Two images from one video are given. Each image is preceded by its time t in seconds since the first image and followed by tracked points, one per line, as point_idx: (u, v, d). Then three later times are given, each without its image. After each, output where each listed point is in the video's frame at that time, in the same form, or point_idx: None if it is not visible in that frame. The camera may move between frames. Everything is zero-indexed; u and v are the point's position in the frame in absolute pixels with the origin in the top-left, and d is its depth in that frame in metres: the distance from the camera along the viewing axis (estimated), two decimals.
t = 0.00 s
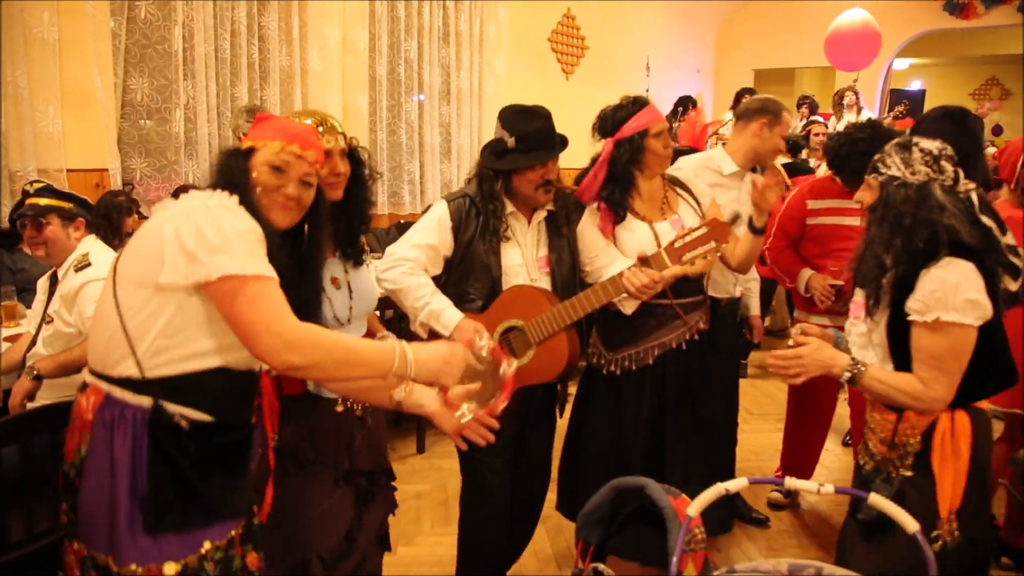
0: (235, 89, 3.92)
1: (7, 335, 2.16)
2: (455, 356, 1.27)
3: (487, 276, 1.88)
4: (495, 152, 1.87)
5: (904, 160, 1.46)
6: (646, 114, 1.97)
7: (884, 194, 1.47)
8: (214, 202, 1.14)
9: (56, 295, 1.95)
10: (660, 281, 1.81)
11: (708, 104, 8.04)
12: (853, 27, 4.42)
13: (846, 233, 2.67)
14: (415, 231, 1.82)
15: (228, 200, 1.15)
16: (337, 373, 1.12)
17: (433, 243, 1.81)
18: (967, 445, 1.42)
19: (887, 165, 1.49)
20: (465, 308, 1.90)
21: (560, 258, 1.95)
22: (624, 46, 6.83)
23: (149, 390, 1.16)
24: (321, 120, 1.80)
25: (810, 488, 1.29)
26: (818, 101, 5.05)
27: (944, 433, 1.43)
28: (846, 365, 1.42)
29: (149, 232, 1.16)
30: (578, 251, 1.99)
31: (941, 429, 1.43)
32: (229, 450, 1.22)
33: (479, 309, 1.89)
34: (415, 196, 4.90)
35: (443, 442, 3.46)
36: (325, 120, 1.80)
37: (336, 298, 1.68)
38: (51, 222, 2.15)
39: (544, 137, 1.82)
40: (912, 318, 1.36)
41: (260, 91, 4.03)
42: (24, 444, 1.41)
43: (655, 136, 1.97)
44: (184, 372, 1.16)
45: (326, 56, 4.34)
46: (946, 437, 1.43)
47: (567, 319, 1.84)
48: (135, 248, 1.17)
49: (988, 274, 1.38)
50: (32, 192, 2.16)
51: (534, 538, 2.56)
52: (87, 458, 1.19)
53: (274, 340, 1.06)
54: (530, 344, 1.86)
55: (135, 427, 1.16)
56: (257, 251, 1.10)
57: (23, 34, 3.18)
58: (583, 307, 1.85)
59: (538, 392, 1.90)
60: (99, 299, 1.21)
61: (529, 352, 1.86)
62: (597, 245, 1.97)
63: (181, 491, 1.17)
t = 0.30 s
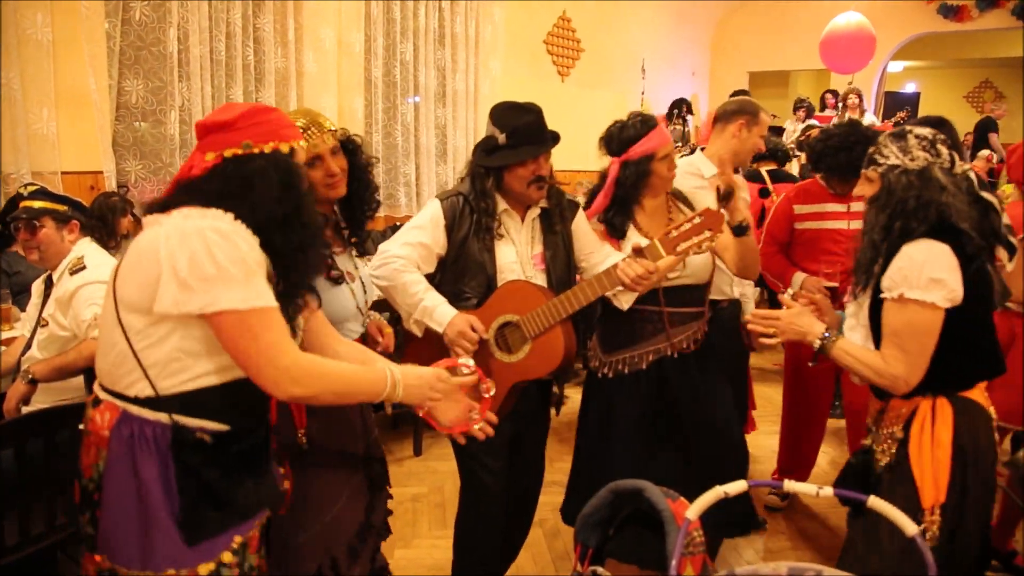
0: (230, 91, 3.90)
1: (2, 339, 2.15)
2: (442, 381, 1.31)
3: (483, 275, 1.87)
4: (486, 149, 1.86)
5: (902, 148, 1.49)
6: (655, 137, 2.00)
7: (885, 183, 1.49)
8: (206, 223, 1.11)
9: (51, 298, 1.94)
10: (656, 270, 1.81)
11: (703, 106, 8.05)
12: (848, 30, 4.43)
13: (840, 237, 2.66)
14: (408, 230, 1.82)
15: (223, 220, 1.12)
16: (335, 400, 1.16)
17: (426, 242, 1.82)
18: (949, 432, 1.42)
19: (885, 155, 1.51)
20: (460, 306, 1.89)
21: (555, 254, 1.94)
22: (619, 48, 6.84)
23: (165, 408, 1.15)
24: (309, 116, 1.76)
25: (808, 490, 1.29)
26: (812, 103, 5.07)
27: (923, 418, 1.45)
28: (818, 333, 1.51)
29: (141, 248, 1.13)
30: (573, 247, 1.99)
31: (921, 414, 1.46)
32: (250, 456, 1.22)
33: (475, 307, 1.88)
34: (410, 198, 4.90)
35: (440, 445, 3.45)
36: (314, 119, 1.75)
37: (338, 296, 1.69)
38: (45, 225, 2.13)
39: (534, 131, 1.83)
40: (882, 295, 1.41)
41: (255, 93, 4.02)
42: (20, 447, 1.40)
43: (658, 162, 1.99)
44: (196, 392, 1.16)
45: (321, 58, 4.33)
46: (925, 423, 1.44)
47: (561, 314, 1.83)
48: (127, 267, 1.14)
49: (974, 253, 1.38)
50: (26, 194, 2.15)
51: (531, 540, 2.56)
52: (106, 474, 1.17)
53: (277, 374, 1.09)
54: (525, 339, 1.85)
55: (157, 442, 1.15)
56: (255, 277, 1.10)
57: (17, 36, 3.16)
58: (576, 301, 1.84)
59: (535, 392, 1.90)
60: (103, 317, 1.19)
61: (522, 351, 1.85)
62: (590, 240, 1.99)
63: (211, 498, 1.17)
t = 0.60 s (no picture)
0: (229, 88, 3.89)
1: None
2: (450, 353, 1.31)
3: (487, 277, 1.86)
4: (490, 152, 1.85)
5: (912, 161, 1.47)
6: (693, 111, 1.99)
7: (900, 199, 1.46)
8: (203, 220, 1.10)
9: (49, 295, 1.93)
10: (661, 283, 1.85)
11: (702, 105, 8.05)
12: (847, 30, 4.43)
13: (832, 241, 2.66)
14: (411, 233, 1.80)
15: (220, 217, 1.12)
16: (333, 391, 1.15)
17: (431, 243, 1.79)
18: (949, 454, 1.38)
19: (896, 170, 1.48)
20: (463, 310, 1.87)
21: (559, 260, 1.94)
22: (618, 47, 6.84)
23: (162, 404, 1.14)
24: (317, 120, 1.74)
25: (811, 491, 1.29)
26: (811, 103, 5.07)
27: (924, 433, 1.42)
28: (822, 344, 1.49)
29: (139, 247, 1.12)
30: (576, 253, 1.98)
31: (922, 430, 1.42)
32: (249, 453, 1.21)
33: (479, 312, 1.86)
34: (409, 196, 4.89)
35: (438, 444, 3.44)
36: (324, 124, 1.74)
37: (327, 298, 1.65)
38: (43, 222, 2.12)
39: (539, 135, 1.81)
40: (889, 308, 1.39)
41: (254, 90, 4.01)
42: (18, 446, 1.39)
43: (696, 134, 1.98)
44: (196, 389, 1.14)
45: (320, 56, 4.32)
46: (925, 438, 1.41)
47: (568, 322, 1.85)
48: (125, 264, 1.14)
49: (981, 266, 1.36)
50: (25, 191, 2.13)
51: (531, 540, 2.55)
52: (106, 471, 1.16)
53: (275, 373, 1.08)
54: (531, 345, 1.86)
55: (154, 439, 1.15)
56: (250, 275, 1.08)
57: (15, 32, 3.15)
58: (584, 308, 1.85)
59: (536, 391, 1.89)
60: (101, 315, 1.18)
61: (530, 356, 1.86)
62: (592, 246, 1.99)
63: (210, 496, 1.16)
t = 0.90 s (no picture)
0: (225, 85, 3.87)
1: None
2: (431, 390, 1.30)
3: (490, 270, 1.85)
4: (492, 151, 1.85)
5: (920, 150, 1.45)
6: (726, 137, 1.91)
7: (909, 190, 1.44)
8: (201, 212, 1.09)
9: (45, 291, 1.91)
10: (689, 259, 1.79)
11: (697, 102, 8.05)
12: (843, 27, 4.44)
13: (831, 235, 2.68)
14: (415, 223, 1.79)
15: (219, 209, 1.11)
16: (322, 399, 1.14)
17: (434, 235, 1.79)
18: (960, 450, 1.38)
19: (903, 161, 1.46)
20: (466, 301, 1.87)
21: (561, 254, 1.94)
22: (615, 44, 6.83)
23: (158, 402, 1.13)
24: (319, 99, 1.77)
25: (813, 486, 1.28)
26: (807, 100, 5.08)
27: (933, 431, 1.41)
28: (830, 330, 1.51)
29: (136, 240, 1.12)
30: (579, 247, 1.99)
31: (932, 427, 1.42)
32: (242, 451, 1.20)
33: (482, 303, 1.87)
34: (405, 192, 4.88)
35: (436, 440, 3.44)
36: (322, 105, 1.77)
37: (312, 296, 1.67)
38: (39, 218, 2.11)
39: (540, 134, 1.79)
40: (899, 299, 1.39)
41: (250, 86, 3.99)
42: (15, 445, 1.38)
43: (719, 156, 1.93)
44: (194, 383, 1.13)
45: (316, 51, 4.30)
46: (936, 436, 1.41)
47: (575, 311, 1.83)
48: (121, 257, 1.13)
49: (998, 255, 1.36)
50: (20, 187, 2.11)
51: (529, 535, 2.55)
52: (101, 475, 1.15)
53: (261, 363, 1.07)
54: (537, 337, 1.85)
55: (149, 438, 1.13)
56: (248, 268, 1.08)
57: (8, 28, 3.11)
58: (588, 301, 1.83)
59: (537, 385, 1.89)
60: (96, 314, 1.17)
61: (535, 347, 1.85)
62: (592, 241, 2.01)
63: (206, 497, 1.15)
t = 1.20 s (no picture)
0: (218, 77, 3.85)
1: None
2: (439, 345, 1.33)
3: (488, 270, 1.85)
4: (491, 150, 1.84)
5: (916, 150, 1.43)
6: (734, 110, 1.93)
7: (907, 191, 1.43)
8: (184, 194, 1.09)
9: (41, 286, 1.90)
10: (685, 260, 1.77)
11: (692, 93, 8.05)
12: (837, 17, 4.43)
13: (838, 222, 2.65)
14: (414, 224, 1.78)
15: (202, 190, 1.11)
16: (328, 367, 1.13)
17: (433, 234, 1.78)
18: (964, 440, 1.39)
19: (900, 161, 1.44)
20: (463, 300, 1.86)
21: (559, 254, 1.94)
22: (609, 35, 6.81)
23: (152, 391, 1.12)
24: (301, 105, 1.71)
25: (814, 476, 1.29)
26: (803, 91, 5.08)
27: (937, 423, 1.43)
28: (834, 328, 1.47)
29: (123, 227, 1.12)
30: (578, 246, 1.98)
31: (935, 418, 1.43)
32: (238, 438, 1.20)
33: (480, 302, 1.86)
34: (401, 185, 4.86)
35: (434, 433, 3.44)
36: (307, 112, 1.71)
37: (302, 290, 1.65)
38: (34, 212, 2.09)
39: (540, 133, 1.79)
40: (906, 304, 1.38)
41: (243, 79, 3.96)
42: (13, 442, 1.37)
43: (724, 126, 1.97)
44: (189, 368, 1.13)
45: (310, 44, 4.28)
46: (940, 426, 1.42)
47: (568, 314, 1.83)
48: (109, 245, 1.13)
49: (1001, 256, 1.39)
50: (14, 181, 2.09)
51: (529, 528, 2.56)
52: (94, 465, 1.13)
53: (259, 338, 1.06)
54: (535, 337, 1.86)
55: (144, 426, 1.12)
56: (237, 245, 1.07)
57: None
58: (584, 302, 1.83)
59: (536, 382, 1.90)
60: (84, 304, 1.16)
61: (531, 348, 1.86)
62: (592, 240, 2.00)
63: (207, 484, 1.15)
